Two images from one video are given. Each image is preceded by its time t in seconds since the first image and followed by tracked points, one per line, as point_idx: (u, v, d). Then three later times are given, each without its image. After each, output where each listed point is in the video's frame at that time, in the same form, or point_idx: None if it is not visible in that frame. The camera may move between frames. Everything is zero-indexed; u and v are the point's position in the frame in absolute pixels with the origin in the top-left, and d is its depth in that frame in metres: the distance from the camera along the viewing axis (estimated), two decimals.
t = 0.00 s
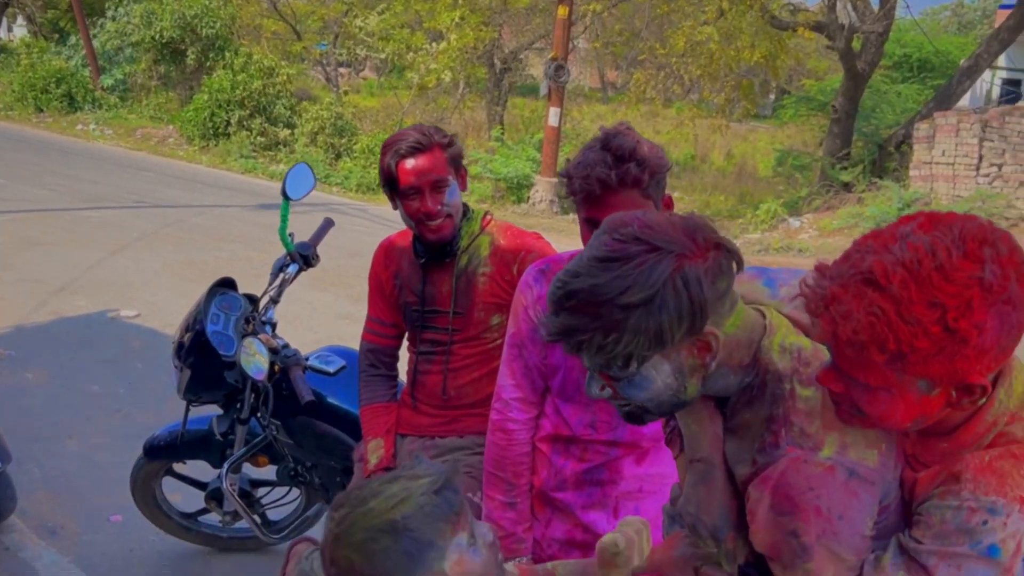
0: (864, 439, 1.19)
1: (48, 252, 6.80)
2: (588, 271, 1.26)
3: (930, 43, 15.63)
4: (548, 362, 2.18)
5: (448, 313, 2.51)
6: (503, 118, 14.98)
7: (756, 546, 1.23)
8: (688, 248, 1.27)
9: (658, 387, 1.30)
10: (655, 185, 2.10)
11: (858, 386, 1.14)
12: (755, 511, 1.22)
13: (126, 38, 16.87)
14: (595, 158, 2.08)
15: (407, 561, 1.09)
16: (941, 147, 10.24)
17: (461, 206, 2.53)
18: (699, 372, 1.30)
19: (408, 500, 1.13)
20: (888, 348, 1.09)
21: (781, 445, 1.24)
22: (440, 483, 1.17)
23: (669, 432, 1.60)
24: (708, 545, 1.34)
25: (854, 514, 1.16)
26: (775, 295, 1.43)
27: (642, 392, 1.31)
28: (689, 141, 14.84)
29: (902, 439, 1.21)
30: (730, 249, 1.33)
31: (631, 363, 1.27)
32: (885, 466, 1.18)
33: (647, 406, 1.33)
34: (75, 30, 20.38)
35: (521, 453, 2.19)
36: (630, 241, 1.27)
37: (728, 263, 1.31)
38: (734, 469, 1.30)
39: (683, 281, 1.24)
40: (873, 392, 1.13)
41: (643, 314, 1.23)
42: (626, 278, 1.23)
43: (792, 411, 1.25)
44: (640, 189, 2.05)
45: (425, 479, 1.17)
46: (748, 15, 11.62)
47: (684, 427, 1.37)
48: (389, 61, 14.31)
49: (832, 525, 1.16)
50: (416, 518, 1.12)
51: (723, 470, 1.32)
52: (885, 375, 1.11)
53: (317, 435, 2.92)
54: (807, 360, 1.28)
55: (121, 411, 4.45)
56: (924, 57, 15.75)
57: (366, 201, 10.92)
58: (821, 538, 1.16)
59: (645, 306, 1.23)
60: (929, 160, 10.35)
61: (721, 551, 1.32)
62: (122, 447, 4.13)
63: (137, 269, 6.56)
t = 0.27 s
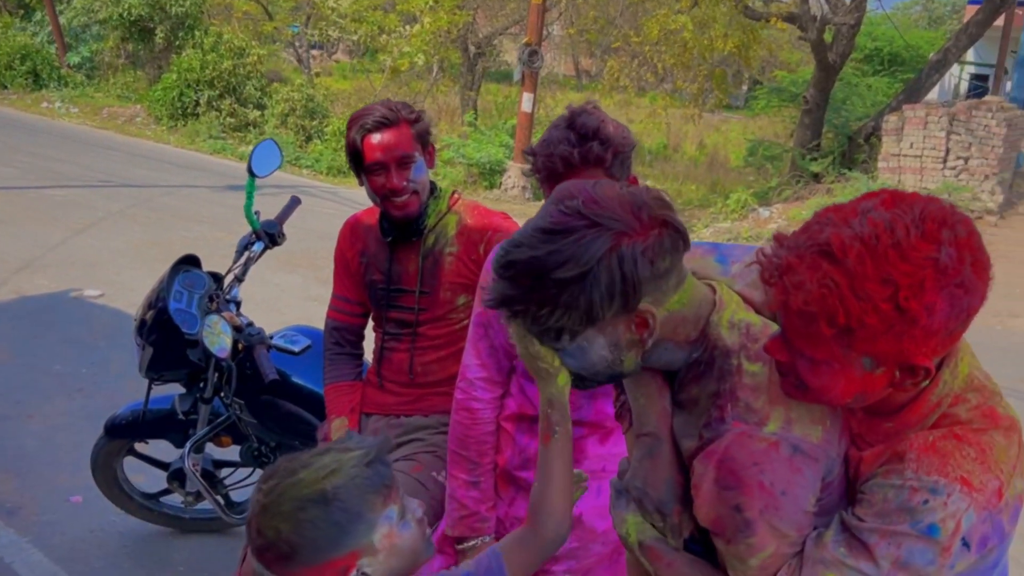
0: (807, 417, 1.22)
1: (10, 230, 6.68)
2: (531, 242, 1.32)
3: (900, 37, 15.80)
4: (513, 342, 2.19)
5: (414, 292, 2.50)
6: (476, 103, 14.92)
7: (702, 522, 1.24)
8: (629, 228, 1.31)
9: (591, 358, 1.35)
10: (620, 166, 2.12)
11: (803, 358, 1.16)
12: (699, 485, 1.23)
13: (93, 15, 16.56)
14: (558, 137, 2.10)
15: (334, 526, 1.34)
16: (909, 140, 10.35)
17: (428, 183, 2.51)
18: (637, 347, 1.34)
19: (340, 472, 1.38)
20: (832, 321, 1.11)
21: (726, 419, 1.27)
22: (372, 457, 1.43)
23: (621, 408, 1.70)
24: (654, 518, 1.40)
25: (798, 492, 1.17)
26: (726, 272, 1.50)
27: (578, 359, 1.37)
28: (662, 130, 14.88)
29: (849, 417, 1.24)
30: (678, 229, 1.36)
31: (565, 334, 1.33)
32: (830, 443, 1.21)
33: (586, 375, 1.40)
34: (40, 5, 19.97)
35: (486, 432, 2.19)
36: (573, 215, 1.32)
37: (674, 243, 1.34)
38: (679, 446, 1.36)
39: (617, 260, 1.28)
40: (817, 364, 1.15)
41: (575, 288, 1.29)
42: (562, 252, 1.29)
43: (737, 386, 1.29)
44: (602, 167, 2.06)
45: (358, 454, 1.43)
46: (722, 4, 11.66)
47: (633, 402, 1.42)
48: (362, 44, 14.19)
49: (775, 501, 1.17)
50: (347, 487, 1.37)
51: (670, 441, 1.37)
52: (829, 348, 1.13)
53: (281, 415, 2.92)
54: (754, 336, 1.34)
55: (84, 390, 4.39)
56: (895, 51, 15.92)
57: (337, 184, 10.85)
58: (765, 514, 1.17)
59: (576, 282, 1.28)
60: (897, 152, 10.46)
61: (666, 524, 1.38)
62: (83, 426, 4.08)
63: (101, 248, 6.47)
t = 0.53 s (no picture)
0: (771, 408, 1.20)
1: None
2: (495, 224, 1.36)
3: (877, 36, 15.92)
4: (487, 336, 2.18)
5: (390, 285, 2.48)
6: (456, 95, 14.85)
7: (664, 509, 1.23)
8: (590, 211, 1.33)
9: (553, 340, 1.38)
10: (596, 158, 2.11)
11: (762, 355, 1.15)
12: (662, 469, 1.22)
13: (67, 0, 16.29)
14: (534, 131, 2.09)
15: (277, 554, 1.31)
16: (885, 137, 10.41)
17: (406, 174, 2.50)
18: (600, 330, 1.36)
19: (287, 497, 1.36)
20: (784, 318, 1.10)
21: (690, 405, 1.28)
22: (322, 483, 1.42)
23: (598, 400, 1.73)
24: (621, 504, 1.40)
25: (756, 479, 1.15)
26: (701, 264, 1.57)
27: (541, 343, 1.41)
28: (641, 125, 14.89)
29: (813, 412, 1.23)
30: (643, 213, 1.37)
31: (528, 316, 1.37)
32: (792, 434, 1.19)
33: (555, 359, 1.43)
34: None
35: (460, 426, 2.19)
36: (537, 198, 1.35)
37: (638, 227, 1.35)
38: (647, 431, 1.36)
39: (574, 241, 1.31)
40: (775, 359, 1.14)
41: (533, 269, 1.33)
42: (521, 234, 1.32)
43: (704, 374, 1.30)
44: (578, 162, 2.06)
45: (310, 480, 1.42)
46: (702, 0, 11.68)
47: (604, 388, 1.45)
48: (340, 33, 14.09)
49: (732, 488, 1.14)
50: (294, 513, 1.35)
51: (637, 427, 1.39)
52: (788, 344, 1.12)
53: (253, 408, 2.87)
54: (724, 324, 1.36)
55: (53, 381, 4.33)
56: (873, 49, 16.01)
57: (313, 174, 10.78)
58: (723, 502, 1.15)
59: (534, 264, 1.32)
60: (873, 149, 10.52)
61: (630, 509, 1.39)
62: (52, 417, 4.02)
63: (73, 237, 6.38)
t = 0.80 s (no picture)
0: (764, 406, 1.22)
1: None
2: (497, 235, 1.38)
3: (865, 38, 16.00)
4: (477, 339, 2.19)
5: (379, 287, 2.47)
6: (445, 94, 14.84)
7: (657, 504, 1.26)
8: (585, 201, 1.39)
9: (583, 338, 1.40)
10: (585, 162, 2.11)
11: (758, 357, 1.16)
12: (655, 465, 1.24)
13: None
14: (524, 134, 2.09)
15: None
16: (873, 140, 10.46)
17: (395, 176, 2.50)
18: (621, 320, 1.41)
19: (253, 544, 1.25)
20: (779, 314, 1.12)
21: (685, 402, 1.30)
22: (292, 525, 1.31)
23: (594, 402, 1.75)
24: (615, 500, 1.43)
25: (748, 476, 1.18)
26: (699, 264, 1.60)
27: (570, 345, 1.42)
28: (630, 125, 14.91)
29: (806, 413, 1.25)
30: (632, 196, 1.45)
31: (551, 318, 1.38)
32: (784, 433, 1.22)
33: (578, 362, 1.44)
34: None
35: (448, 428, 2.18)
36: (531, 201, 1.39)
37: (631, 209, 1.43)
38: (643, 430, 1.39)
39: (583, 228, 1.36)
40: (769, 360, 1.16)
41: (551, 264, 1.34)
42: (529, 234, 1.35)
43: (698, 371, 1.33)
44: (567, 166, 2.06)
45: (279, 518, 1.31)
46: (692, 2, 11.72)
47: (603, 390, 1.48)
48: (329, 31, 14.06)
49: (724, 484, 1.18)
50: (257, 564, 1.23)
51: (632, 426, 1.41)
52: (781, 343, 1.14)
53: (240, 409, 2.85)
54: (719, 326, 1.39)
55: (38, 380, 4.30)
56: (860, 52, 16.09)
57: (302, 173, 10.75)
58: (714, 498, 1.18)
59: (549, 257, 1.34)
60: (861, 152, 10.57)
61: (627, 506, 1.42)
62: (37, 416, 4.00)
63: (58, 235, 6.33)
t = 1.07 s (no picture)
0: (790, 408, 1.30)
1: None
2: (556, 213, 1.39)
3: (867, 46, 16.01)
4: (480, 346, 2.20)
5: (382, 294, 2.47)
6: (446, 100, 14.86)
7: (678, 504, 1.31)
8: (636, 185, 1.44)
9: (640, 320, 1.43)
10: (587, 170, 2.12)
11: (820, 331, 1.24)
12: (680, 464, 1.29)
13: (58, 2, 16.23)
14: (528, 141, 2.09)
15: None
16: (874, 147, 10.46)
17: (397, 183, 2.51)
18: (670, 307, 1.47)
19: (331, 570, 1.14)
20: (860, 287, 1.18)
21: (713, 402, 1.36)
22: (366, 546, 1.20)
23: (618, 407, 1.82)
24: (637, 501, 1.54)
25: (774, 477, 1.23)
26: (717, 269, 1.68)
27: (628, 327, 1.42)
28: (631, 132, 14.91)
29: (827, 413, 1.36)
30: (674, 187, 1.54)
31: (611, 297, 1.38)
32: (808, 436, 1.28)
33: (622, 353, 1.45)
34: None
35: (452, 436, 2.20)
36: (588, 183, 1.44)
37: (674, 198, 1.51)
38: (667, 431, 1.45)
39: (643, 205, 1.41)
40: (828, 339, 1.24)
41: (617, 239, 1.37)
42: (594, 210, 1.38)
43: (725, 372, 1.39)
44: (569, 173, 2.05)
45: (353, 539, 1.19)
46: (694, 9, 11.74)
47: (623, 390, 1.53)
48: (331, 38, 14.10)
49: (750, 485, 1.23)
50: None
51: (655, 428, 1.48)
52: (851, 322, 1.22)
53: (243, 415, 2.85)
54: (744, 328, 1.46)
55: (41, 385, 4.30)
56: (862, 59, 16.09)
57: (304, 178, 10.77)
58: (740, 497, 1.23)
59: (617, 231, 1.37)
60: (862, 159, 10.57)
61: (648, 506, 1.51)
62: (41, 421, 4.01)
63: (62, 240, 6.35)
